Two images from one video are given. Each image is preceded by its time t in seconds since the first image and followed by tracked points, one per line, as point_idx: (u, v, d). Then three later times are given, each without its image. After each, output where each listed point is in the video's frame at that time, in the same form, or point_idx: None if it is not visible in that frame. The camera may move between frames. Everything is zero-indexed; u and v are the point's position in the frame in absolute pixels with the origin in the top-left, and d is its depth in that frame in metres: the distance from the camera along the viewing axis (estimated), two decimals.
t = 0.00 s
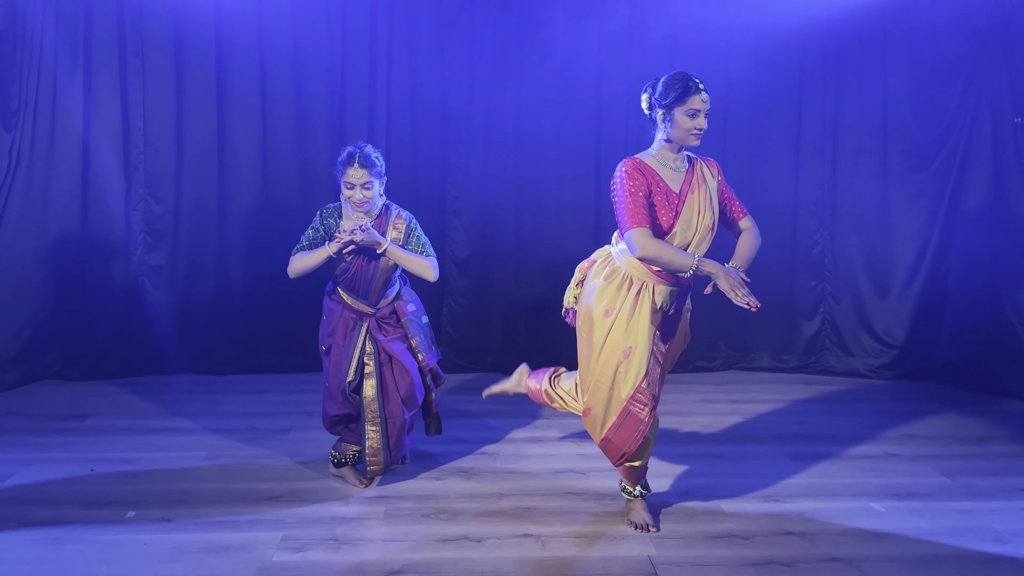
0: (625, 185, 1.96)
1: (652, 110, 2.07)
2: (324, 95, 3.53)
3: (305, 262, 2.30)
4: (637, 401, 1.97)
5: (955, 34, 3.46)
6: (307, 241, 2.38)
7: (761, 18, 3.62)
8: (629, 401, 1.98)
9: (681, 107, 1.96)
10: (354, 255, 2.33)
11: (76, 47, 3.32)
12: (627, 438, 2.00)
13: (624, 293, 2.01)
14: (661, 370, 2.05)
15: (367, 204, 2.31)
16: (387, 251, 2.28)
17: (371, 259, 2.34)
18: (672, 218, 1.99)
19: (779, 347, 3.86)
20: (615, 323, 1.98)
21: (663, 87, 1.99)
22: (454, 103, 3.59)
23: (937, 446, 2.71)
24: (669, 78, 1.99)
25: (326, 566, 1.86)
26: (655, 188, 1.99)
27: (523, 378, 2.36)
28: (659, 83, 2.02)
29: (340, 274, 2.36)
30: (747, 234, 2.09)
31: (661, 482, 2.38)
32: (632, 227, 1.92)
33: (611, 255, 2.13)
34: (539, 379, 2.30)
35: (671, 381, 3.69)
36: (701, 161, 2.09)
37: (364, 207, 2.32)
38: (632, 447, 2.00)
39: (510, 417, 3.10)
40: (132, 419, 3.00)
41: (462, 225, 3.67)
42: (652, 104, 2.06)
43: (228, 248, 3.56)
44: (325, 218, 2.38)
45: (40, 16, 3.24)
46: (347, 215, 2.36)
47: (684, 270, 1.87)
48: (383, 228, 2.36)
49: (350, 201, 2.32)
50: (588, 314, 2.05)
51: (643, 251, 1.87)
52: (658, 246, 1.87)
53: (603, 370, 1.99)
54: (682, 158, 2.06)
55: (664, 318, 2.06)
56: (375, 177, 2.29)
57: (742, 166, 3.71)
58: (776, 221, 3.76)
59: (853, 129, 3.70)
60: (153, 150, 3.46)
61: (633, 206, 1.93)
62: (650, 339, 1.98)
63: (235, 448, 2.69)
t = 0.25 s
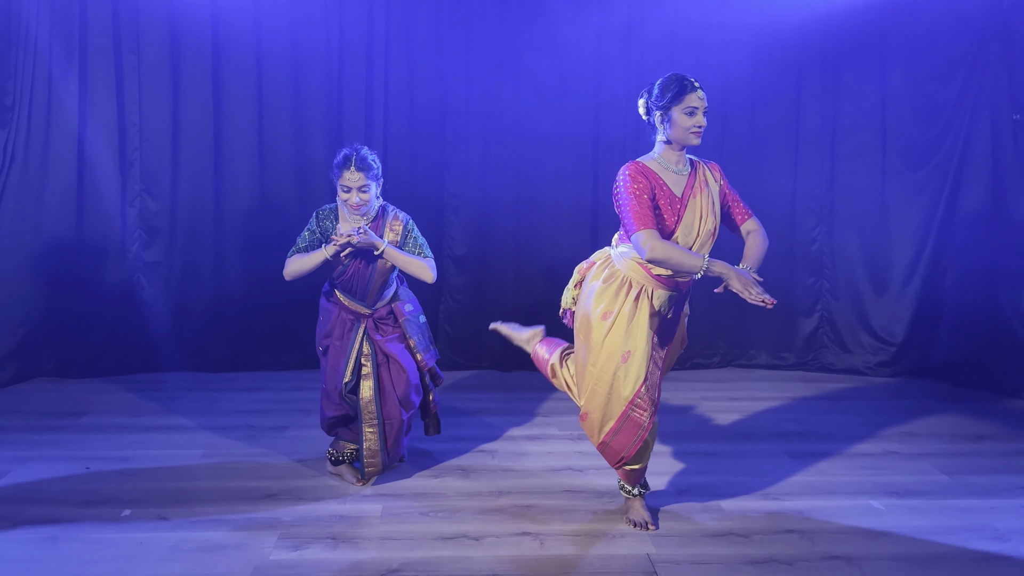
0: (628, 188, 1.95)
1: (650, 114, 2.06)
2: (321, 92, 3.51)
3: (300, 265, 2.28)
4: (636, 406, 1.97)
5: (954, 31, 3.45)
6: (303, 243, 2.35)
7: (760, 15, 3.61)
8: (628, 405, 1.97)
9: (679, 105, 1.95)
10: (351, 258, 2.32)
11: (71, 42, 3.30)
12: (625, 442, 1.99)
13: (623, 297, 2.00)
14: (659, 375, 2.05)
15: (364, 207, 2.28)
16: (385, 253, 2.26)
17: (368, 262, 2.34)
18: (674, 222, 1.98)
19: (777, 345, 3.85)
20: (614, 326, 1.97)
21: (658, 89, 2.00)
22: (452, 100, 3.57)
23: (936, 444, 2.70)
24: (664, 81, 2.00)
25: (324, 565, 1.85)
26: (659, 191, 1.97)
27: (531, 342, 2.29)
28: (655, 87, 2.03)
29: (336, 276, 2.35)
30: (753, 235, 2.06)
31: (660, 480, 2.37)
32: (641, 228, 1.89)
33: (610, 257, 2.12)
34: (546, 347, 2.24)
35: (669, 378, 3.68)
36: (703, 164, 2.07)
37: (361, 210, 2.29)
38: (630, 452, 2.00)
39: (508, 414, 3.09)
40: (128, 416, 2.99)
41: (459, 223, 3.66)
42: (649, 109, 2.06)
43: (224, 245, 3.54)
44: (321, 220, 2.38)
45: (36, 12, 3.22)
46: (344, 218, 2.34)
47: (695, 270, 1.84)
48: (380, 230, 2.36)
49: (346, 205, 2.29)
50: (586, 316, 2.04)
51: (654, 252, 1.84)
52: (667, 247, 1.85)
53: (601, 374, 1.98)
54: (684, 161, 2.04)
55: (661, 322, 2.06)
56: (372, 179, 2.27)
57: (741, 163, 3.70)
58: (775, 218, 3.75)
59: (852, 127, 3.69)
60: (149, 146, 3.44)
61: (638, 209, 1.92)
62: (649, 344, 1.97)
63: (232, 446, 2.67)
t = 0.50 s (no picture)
0: (629, 192, 1.95)
1: (648, 121, 2.08)
2: (318, 88, 3.49)
3: (297, 267, 2.26)
4: (634, 411, 1.96)
5: (953, 28, 3.45)
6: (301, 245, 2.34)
7: (759, 12, 3.59)
8: (626, 410, 1.96)
9: (676, 105, 1.96)
10: (348, 259, 2.30)
11: (66, 38, 3.27)
12: (623, 447, 1.98)
13: (622, 300, 2.00)
14: (658, 380, 2.04)
15: (361, 209, 2.27)
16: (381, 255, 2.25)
17: (365, 264, 2.32)
18: (674, 227, 1.98)
19: (775, 343, 3.85)
20: (612, 329, 1.97)
21: (654, 94, 2.02)
22: (450, 98, 3.55)
23: (934, 442, 2.70)
24: (658, 86, 2.02)
25: (321, 564, 1.83)
26: (661, 195, 1.96)
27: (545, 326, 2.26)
28: (650, 93, 2.05)
29: (333, 278, 2.34)
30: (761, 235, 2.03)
31: (659, 478, 2.36)
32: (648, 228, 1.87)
33: (610, 259, 2.12)
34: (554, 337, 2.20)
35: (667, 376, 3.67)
36: (705, 168, 2.06)
37: (358, 212, 2.28)
38: (628, 457, 1.99)
39: (505, 412, 3.08)
40: (124, 415, 2.97)
41: (457, 220, 3.64)
42: (646, 115, 2.07)
43: (220, 242, 3.53)
44: (317, 222, 2.36)
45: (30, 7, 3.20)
46: (342, 220, 2.34)
47: (704, 269, 1.81)
48: (377, 232, 2.34)
49: (343, 207, 2.28)
50: (583, 319, 2.04)
51: (662, 253, 1.82)
52: (676, 247, 1.82)
53: (599, 378, 1.97)
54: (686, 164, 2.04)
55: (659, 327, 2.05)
56: (368, 182, 2.26)
57: (739, 160, 3.69)
58: (773, 215, 3.74)
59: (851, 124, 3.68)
60: (144, 143, 3.42)
61: (642, 211, 1.90)
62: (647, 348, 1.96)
63: (228, 445, 2.66)
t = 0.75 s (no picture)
0: (629, 193, 1.94)
1: (645, 125, 2.07)
2: (314, 85, 3.47)
3: (290, 268, 2.25)
4: (630, 413, 1.95)
5: (950, 26, 3.45)
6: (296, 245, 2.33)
7: (756, 9, 3.59)
8: (621, 412, 1.95)
9: (673, 106, 1.96)
10: (344, 260, 2.29)
11: (60, 34, 3.25)
12: (618, 449, 1.97)
13: (618, 300, 1.99)
14: (654, 382, 2.03)
15: (356, 210, 2.26)
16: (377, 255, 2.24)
17: (361, 264, 2.31)
18: (672, 230, 1.98)
19: (772, 340, 3.84)
20: (608, 330, 1.97)
21: (650, 97, 2.01)
22: (447, 94, 3.54)
23: (931, 439, 2.70)
24: (654, 89, 2.02)
25: (317, 563, 1.83)
26: (661, 198, 1.96)
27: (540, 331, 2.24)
28: (646, 96, 2.05)
29: (329, 278, 2.32)
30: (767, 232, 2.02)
31: (656, 476, 2.35)
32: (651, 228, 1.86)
33: (607, 259, 2.11)
34: (553, 341, 2.19)
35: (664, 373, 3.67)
36: (705, 170, 2.06)
37: (354, 212, 2.28)
38: (624, 459, 1.98)
39: (502, 410, 3.07)
40: (119, 413, 2.96)
41: (453, 217, 3.63)
42: (643, 119, 2.06)
43: (216, 239, 3.51)
44: (313, 221, 2.34)
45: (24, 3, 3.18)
46: (337, 220, 2.33)
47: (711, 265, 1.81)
48: (372, 232, 2.33)
49: (338, 208, 2.28)
50: (579, 320, 2.03)
51: (668, 251, 1.81)
52: (681, 244, 1.81)
53: (594, 379, 1.97)
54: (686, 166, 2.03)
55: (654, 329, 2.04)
56: (364, 182, 2.25)
57: (736, 157, 3.69)
58: (770, 212, 3.73)
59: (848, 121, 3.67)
60: (139, 140, 3.40)
61: (643, 214, 1.89)
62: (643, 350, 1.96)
63: (224, 443, 2.65)
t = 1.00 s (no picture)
0: (627, 194, 1.93)
1: (641, 128, 2.06)
2: (309, 82, 3.45)
3: (285, 264, 2.24)
4: (627, 414, 1.94)
5: (948, 24, 3.44)
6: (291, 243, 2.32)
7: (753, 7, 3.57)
8: (619, 412, 1.94)
9: (668, 106, 1.95)
10: (339, 257, 2.29)
11: (54, 31, 3.23)
12: (615, 451, 1.96)
13: (615, 301, 1.99)
14: (651, 383, 2.02)
15: (352, 208, 2.25)
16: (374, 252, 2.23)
17: (357, 262, 2.30)
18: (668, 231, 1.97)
19: (769, 338, 3.84)
20: (605, 331, 1.96)
21: (645, 100, 2.01)
22: (443, 92, 3.52)
23: (929, 438, 2.70)
24: (648, 92, 2.02)
25: (313, 563, 1.81)
26: (657, 199, 1.95)
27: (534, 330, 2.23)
28: (641, 99, 2.04)
29: (325, 276, 2.32)
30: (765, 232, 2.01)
31: (654, 475, 2.35)
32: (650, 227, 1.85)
33: (604, 260, 2.11)
34: (550, 341, 2.17)
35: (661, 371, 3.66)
36: (702, 171, 2.05)
37: (350, 210, 2.26)
38: (621, 460, 1.97)
39: (500, 409, 3.06)
40: (114, 412, 2.94)
41: (450, 216, 3.61)
42: (638, 123, 2.06)
43: (212, 237, 3.49)
44: (309, 219, 2.33)
45: None
46: (333, 218, 2.31)
47: (712, 263, 1.79)
48: (369, 230, 2.32)
49: (334, 205, 2.26)
50: (576, 320, 2.03)
51: (669, 251, 1.79)
52: (681, 244, 1.80)
53: (592, 380, 1.96)
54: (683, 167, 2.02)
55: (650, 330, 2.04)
56: (360, 180, 2.23)
57: (734, 156, 3.68)
58: (768, 211, 3.73)
59: (846, 119, 3.66)
60: (134, 139, 3.38)
61: (641, 215, 1.88)
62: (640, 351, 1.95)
63: (220, 442, 2.64)
